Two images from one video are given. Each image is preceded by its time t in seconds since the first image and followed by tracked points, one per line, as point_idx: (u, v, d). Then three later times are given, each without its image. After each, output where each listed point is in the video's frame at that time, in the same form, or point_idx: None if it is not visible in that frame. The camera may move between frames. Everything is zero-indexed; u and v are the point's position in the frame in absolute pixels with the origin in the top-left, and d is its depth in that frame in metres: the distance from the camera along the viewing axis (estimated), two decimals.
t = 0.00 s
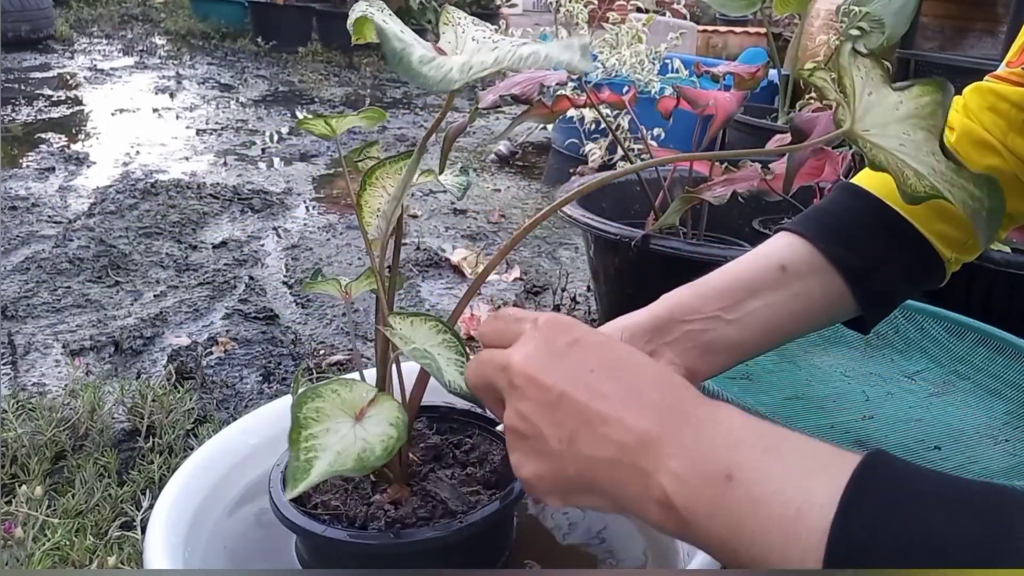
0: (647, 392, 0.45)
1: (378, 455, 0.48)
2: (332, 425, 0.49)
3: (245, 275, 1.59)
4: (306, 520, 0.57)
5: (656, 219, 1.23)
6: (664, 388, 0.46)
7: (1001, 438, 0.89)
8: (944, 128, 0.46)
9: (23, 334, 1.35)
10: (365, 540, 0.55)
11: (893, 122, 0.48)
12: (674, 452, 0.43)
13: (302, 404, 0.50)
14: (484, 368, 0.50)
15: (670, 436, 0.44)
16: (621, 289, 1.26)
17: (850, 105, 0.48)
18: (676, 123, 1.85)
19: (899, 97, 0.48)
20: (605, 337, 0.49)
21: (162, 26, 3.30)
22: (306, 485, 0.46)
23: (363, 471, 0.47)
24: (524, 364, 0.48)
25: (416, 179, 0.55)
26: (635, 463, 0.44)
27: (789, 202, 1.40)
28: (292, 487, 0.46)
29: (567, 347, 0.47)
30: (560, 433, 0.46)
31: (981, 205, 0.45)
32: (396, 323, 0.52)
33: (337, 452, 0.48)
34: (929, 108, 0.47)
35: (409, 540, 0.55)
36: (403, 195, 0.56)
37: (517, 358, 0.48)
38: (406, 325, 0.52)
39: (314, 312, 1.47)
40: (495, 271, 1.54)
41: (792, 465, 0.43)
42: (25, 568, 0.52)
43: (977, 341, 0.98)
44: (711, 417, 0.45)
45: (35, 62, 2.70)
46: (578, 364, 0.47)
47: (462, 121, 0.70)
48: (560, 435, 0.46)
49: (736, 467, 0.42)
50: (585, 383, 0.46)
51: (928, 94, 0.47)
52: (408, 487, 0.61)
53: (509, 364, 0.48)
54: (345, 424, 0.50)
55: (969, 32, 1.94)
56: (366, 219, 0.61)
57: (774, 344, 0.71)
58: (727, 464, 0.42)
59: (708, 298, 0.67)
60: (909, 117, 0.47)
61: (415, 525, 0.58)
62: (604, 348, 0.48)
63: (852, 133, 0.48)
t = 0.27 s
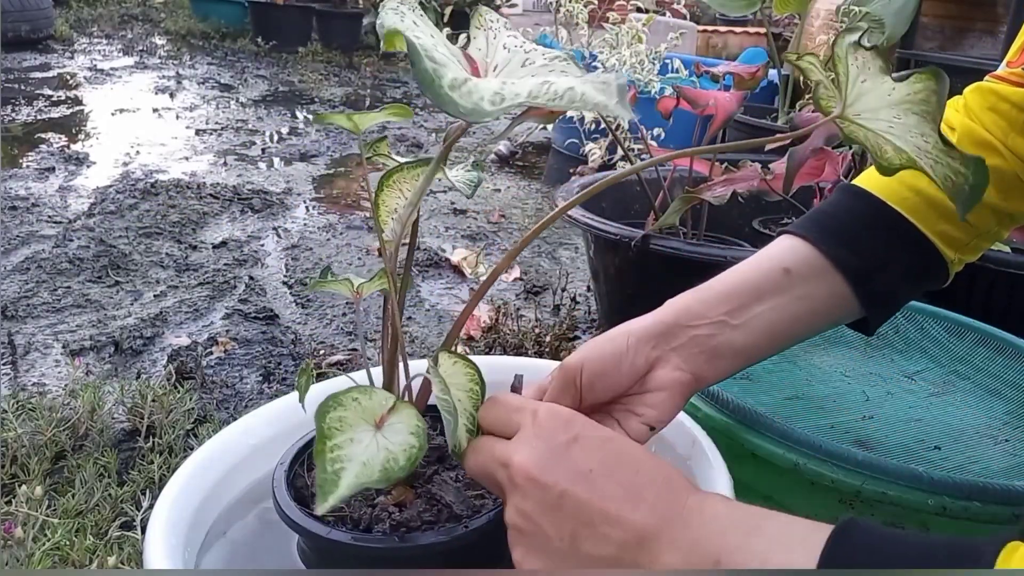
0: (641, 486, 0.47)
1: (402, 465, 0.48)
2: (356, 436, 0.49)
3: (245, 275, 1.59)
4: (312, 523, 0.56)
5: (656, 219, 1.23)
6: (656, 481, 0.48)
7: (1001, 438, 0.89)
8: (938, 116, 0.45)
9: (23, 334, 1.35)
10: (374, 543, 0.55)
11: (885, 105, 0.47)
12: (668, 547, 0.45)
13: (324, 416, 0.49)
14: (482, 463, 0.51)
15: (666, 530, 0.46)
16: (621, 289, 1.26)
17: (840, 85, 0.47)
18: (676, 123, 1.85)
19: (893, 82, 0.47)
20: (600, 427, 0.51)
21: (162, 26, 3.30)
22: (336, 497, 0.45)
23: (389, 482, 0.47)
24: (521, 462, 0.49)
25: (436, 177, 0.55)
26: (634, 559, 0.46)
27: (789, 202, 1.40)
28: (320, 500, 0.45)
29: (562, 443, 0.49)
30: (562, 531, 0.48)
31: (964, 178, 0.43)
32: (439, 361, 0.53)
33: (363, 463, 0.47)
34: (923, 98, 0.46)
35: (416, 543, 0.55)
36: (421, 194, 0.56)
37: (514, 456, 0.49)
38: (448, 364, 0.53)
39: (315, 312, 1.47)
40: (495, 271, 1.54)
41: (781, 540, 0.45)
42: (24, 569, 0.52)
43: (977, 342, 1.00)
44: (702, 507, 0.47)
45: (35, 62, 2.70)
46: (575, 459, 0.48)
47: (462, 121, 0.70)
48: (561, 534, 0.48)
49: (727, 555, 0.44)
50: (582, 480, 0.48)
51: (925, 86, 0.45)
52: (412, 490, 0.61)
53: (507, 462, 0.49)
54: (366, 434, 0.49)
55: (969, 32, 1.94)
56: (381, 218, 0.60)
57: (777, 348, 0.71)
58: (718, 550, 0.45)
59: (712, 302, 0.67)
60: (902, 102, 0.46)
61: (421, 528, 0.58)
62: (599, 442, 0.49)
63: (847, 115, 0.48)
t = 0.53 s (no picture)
0: (658, 488, 0.52)
1: (386, 479, 0.47)
2: (338, 451, 0.48)
3: (245, 275, 1.59)
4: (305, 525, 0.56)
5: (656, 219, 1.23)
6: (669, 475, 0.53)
7: (1001, 438, 0.89)
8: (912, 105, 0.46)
9: (23, 334, 1.35)
10: (366, 546, 0.55)
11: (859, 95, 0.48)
12: (697, 539, 0.52)
13: (306, 430, 0.48)
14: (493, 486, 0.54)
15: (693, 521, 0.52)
16: (621, 289, 1.26)
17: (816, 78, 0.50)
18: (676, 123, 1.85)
19: (870, 75, 0.47)
20: (600, 425, 0.54)
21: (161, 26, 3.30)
22: (324, 515, 0.44)
23: (372, 498, 0.46)
24: (541, 490, 0.53)
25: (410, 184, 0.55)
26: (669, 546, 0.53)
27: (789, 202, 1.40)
28: (306, 519, 0.44)
29: (571, 461, 0.52)
30: (593, 534, 0.54)
31: (932, 165, 0.45)
32: (378, 326, 0.52)
33: (345, 480, 0.47)
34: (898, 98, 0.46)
35: (409, 544, 0.55)
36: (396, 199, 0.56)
37: (531, 483, 0.53)
38: (392, 324, 0.52)
39: (314, 312, 1.47)
40: (495, 271, 1.54)
41: (807, 527, 0.51)
42: (22, 569, 0.52)
43: (977, 342, 1.00)
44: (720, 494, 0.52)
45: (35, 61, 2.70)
46: (590, 472, 0.52)
47: (462, 121, 0.70)
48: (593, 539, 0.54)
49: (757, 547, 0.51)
50: (605, 492, 0.52)
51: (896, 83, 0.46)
52: (405, 490, 0.61)
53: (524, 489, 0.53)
54: (351, 446, 0.49)
55: (969, 32, 1.94)
56: (362, 218, 0.61)
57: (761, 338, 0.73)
58: (747, 544, 0.51)
59: (700, 295, 0.70)
60: (875, 94, 0.47)
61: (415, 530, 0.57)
62: (606, 449, 0.53)
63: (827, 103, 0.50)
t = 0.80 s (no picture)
0: (666, 476, 0.52)
1: (344, 485, 0.47)
2: (298, 452, 0.48)
3: (245, 275, 1.59)
4: (299, 525, 0.57)
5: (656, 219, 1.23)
6: (676, 463, 0.52)
7: (1001, 438, 0.89)
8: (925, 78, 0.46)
9: (23, 334, 1.35)
10: (356, 549, 0.55)
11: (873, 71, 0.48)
12: (706, 526, 0.53)
13: (268, 429, 0.48)
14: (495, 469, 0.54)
15: (702, 510, 0.52)
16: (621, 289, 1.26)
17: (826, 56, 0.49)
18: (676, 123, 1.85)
19: (878, 48, 0.47)
20: (604, 410, 0.53)
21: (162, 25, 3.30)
22: (271, 517, 0.44)
23: (326, 502, 0.46)
24: (544, 478, 0.52)
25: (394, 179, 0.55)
26: (676, 532, 0.54)
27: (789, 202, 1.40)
28: (252, 519, 0.44)
29: (574, 449, 0.52)
30: (599, 519, 0.54)
31: (968, 141, 0.44)
32: (374, 325, 0.51)
33: (301, 482, 0.46)
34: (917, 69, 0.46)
35: (397, 547, 0.55)
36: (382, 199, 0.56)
37: (533, 471, 0.53)
38: (388, 325, 0.51)
39: (314, 312, 1.47)
40: (494, 271, 1.54)
41: (819, 522, 0.51)
42: (22, 569, 0.52)
43: (978, 342, 1.01)
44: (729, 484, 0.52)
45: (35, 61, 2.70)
46: (595, 461, 0.52)
47: (462, 121, 0.70)
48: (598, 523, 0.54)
49: (769, 538, 0.51)
50: (611, 481, 0.52)
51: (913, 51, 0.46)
52: (404, 492, 0.61)
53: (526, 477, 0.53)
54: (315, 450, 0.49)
55: (969, 32, 1.94)
56: (354, 220, 0.61)
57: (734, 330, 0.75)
58: (758, 535, 0.51)
59: (670, 288, 0.72)
60: (889, 67, 0.47)
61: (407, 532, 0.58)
62: (611, 435, 0.52)
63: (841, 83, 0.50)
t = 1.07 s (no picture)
0: (708, 429, 0.47)
1: (339, 482, 0.47)
2: (293, 449, 0.48)
3: (245, 275, 1.59)
4: (300, 524, 0.58)
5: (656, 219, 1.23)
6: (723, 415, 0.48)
7: (1001, 438, 0.89)
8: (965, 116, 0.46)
9: (23, 334, 1.35)
10: (354, 548, 0.55)
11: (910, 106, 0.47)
12: (744, 491, 0.47)
13: (264, 427, 0.48)
14: (506, 388, 0.48)
15: (740, 473, 0.47)
16: (621, 289, 1.26)
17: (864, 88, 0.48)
18: (676, 123, 1.85)
19: (916, 82, 0.47)
20: (646, 345, 0.48)
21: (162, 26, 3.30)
22: (262, 513, 0.44)
23: (320, 500, 0.46)
24: (566, 398, 0.47)
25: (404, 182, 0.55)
26: (701, 493, 0.48)
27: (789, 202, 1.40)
28: (245, 514, 0.44)
29: (611, 375, 0.47)
30: (617, 460, 0.49)
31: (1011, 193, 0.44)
32: (383, 331, 0.51)
33: (295, 479, 0.46)
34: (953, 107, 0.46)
35: (395, 547, 0.55)
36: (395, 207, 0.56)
37: (556, 389, 0.47)
38: (397, 332, 0.51)
39: (315, 312, 1.47)
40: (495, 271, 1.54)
41: (883, 510, 0.47)
42: (22, 569, 0.52)
43: (977, 341, 1.00)
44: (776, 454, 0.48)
45: (35, 61, 2.70)
46: (631, 392, 0.47)
47: (463, 121, 0.70)
48: (617, 462, 0.49)
49: (819, 516, 0.47)
50: (647, 418, 0.47)
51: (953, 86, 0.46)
52: (405, 493, 0.62)
53: (547, 394, 0.48)
54: (311, 447, 0.49)
55: (969, 32, 1.94)
56: (366, 219, 0.61)
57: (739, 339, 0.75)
58: (809, 515, 0.47)
59: (678, 301, 0.70)
60: (929, 103, 0.46)
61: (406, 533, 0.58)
62: (654, 368, 0.47)
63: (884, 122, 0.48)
